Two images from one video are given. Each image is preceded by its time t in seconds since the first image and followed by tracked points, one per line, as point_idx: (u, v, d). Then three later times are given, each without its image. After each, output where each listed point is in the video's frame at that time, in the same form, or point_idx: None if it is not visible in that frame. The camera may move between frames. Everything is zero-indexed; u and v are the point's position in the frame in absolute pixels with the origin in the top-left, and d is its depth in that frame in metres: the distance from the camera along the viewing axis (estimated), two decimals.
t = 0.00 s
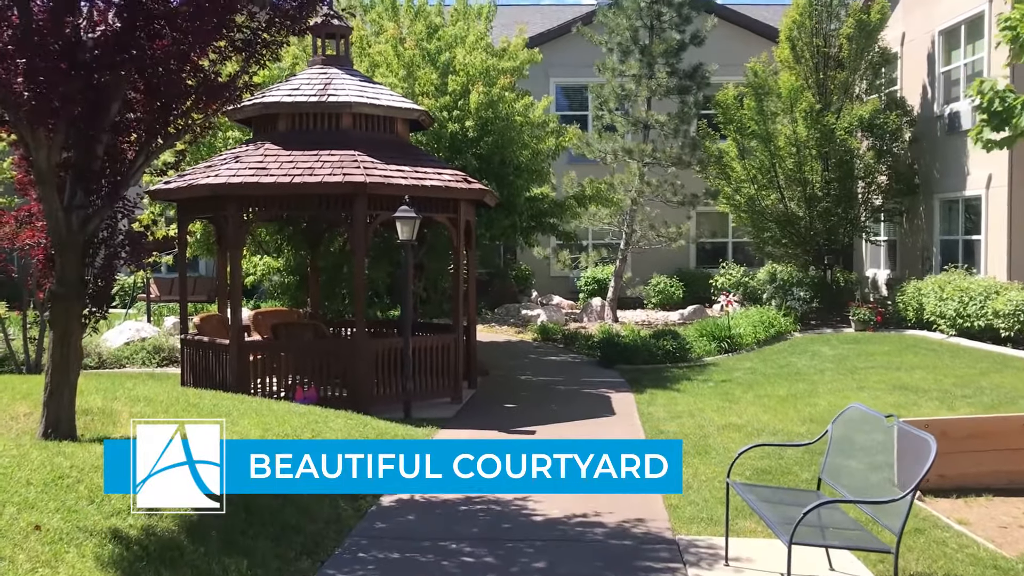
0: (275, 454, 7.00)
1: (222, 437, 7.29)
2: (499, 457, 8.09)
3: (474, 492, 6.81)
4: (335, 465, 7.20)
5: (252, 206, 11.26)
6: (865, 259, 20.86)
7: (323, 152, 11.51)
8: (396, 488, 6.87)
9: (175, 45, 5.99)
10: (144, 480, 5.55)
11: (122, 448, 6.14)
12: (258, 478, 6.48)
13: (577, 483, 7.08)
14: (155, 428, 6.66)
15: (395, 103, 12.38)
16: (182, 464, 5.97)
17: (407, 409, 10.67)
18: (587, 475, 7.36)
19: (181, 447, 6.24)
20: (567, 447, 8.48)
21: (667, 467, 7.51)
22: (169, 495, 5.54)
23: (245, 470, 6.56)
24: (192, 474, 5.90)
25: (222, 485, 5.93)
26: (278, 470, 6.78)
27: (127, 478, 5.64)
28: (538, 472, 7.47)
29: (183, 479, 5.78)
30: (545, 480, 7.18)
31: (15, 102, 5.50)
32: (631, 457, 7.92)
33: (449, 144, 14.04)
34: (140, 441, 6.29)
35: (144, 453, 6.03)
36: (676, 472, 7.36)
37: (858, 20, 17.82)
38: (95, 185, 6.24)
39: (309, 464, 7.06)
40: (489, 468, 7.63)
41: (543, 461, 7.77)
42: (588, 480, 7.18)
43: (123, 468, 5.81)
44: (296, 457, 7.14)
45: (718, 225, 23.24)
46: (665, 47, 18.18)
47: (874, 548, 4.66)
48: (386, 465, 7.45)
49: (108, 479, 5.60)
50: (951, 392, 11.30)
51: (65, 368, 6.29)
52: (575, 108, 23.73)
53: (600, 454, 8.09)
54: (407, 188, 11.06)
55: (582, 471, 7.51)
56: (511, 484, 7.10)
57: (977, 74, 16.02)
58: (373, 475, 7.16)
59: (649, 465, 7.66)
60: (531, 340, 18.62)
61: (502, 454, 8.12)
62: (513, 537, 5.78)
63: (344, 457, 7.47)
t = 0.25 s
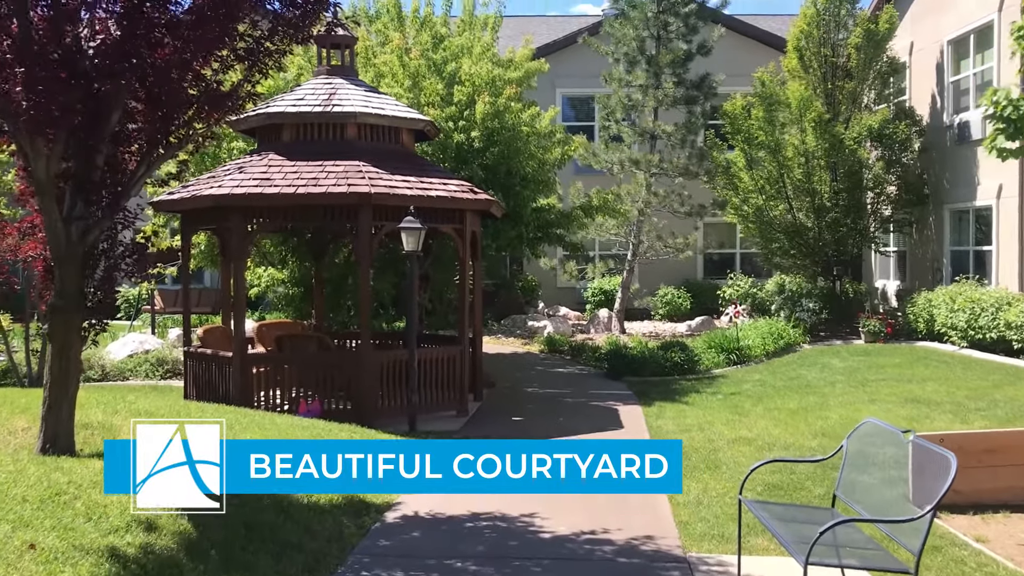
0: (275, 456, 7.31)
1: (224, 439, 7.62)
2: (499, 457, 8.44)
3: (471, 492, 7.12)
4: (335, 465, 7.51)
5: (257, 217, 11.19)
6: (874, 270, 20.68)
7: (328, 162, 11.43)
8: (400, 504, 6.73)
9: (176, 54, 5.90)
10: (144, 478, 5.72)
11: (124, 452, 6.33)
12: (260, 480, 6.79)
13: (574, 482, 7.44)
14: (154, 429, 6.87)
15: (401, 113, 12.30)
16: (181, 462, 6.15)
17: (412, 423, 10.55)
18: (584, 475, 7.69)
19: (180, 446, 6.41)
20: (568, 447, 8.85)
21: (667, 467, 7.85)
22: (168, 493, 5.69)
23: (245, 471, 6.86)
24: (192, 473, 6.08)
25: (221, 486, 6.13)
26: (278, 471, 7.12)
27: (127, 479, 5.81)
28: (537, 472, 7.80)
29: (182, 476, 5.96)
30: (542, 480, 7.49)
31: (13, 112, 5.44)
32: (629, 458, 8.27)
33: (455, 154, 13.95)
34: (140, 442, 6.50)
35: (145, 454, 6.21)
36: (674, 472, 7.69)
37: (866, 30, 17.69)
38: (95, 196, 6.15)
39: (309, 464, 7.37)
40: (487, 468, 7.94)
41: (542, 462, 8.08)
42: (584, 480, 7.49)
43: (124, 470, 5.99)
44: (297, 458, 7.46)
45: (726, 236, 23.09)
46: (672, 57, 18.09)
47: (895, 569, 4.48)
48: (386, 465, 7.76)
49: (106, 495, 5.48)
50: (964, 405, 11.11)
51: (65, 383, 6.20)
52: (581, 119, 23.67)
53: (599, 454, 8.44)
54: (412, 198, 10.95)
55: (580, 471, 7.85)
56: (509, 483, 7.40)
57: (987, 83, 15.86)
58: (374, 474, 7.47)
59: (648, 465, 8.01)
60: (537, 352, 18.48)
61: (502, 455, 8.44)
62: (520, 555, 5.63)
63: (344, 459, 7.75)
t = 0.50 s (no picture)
0: (274, 457, 7.42)
1: (224, 440, 7.74)
2: (497, 458, 8.64)
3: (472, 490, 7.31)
4: (336, 465, 7.64)
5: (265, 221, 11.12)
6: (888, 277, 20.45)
7: (336, 167, 11.34)
8: (406, 513, 6.59)
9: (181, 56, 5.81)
10: (144, 478, 5.80)
11: (124, 454, 6.39)
12: (262, 480, 6.89)
13: (574, 481, 7.68)
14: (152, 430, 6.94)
15: (410, 117, 12.21)
16: (180, 463, 6.22)
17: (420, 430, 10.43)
18: (584, 475, 7.90)
19: (179, 449, 6.50)
20: (568, 447, 9.08)
21: (666, 467, 8.08)
22: (169, 492, 5.76)
23: (244, 471, 6.97)
24: (192, 473, 6.15)
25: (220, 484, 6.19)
26: (278, 470, 7.25)
27: (128, 479, 5.89)
28: (536, 471, 8.01)
29: (182, 476, 6.03)
30: (542, 480, 7.68)
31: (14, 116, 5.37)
32: (627, 459, 8.51)
33: (465, 159, 13.85)
34: (140, 442, 6.58)
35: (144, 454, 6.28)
36: (674, 472, 7.92)
37: (880, 35, 17.50)
38: (97, 200, 6.08)
39: (309, 464, 7.50)
40: (486, 468, 8.11)
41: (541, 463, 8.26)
42: (584, 480, 7.70)
43: (124, 471, 6.07)
44: (296, 458, 7.58)
45: (738, 242, 22.90)
46: (684, 62, 17.94)
47: None
48: (386, 465, 7.91)
49: (105, 504, 5.38)
50: (982, 415, 10.89)
51: (65, 388, 6.13)
52: (593, 125, 23.54)
53: (597, 455, 8.66)
54: (421, 203, 10.84)
55: (578, 471, 8.06)
56: (508, 484, 7.57)
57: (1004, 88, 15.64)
58: (374, 474, 7.62)
59: (648, 466, 8.26)
60: (547, 358, 18.34)
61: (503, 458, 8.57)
62: (527, 568, 5.48)
63: (343, 460, 7.84)
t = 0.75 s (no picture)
0: (274, 456, 7.37)
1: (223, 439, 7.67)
2: (497, 458, 8.63)
3: (474, 490, 7.29)
4: (337, 465, 7.58)
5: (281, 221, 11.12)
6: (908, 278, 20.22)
7: (352, 166, 11.32)
8: (420, 514, 6.55)
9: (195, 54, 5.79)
10: (144, 477, 5.74)
11: (124, 453, 6.34)
12: (262, 480, 6.84)
13: (574, 481, 7.71)
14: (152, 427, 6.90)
15: (426, 116, 12.19)
16: (181, 461, 6.17)
17: (434, 430, 10.39)
18: (582, 474, 7.94)
19: (179, 445, 6.44)
20: (567, 448, 9.08)
21: (665, 467, 8.15)
22: (171, 491, 5.71)
23: (244, 472, 6.92)
24: (193, 471, 6.10)
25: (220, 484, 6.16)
26: (278, 470, 7.17)
27: (127, 479, 5.83)
28: (535, 471, 8.01)
29: (182, 474, 5.98)
30: (543, 480, 7.69)
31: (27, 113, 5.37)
32: (626, 459, 8.56)
33: (482, 158, 13.82)
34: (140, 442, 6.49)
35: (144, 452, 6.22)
36: (672, 472, 7.96)
37: (901, 34, 17.29)
38: (111, 198, 6.09)
39: (309, 464, 7.41)
40: (486, 467, 8.09)
41: (540, 463, 8.29)
42: (585, 480, 7.72)
43: (124, 471, 6.01)
44: (297, 458, 7.52)
45: (756, 242, 22.72)
46: (703, 62, 17.78)
47: None
48: (386, 464, 7.85)
49: (116, 504, 5.37)
50: (1004, 419, 10.70)
51: (77, 387, 6.14)
52: (610, 124, 23.46)
53: (596, 456, 8.69)
54: (437, 202, 10.81)
55: (578, 471, 8.09)
56: (510, 482, 7.62)
57: None
58: (375, 473, 7.58)
59: (647, 465, 8.34)
60: (563, 358, 18.27)
61: (502, 458, 8.51)
62: (539, 571, 5.41)
63: (344, 460, 7.76)
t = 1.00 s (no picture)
0: (271, 456, 7.07)
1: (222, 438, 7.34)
2: (498, 457, 8.31)
3: (480, 492, 7.03)
4: (335, 464, 7.25)
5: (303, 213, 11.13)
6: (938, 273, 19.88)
7: (375, 158, 11.28)
8: (441, 509, 6.50)
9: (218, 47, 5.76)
10: (144, 478, 5.53)
11: (119, 447, 6.19)
12: (263, 481, 6.59)
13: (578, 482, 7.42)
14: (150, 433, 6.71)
15: (450, 108, 12.13)
16: (175, 466, 6.00)
17: (456, 424, 10.35)
18: (584, 474, 7.70)
19: (171, 455, 6.23)
20: (567, 448, 8.80)
21: (664, 466, 7.88)
22: (170, 493, 5.54)
23: (241, 472, 6.63)
24: (189, 477, 5.93)
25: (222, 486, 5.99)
26: (278, 471, 6.85)
27: (126, 481, 5.62)
28: (536, 471, 7.77)
29: (183, 476, 5.82)
30: (546, 478, 7.43)
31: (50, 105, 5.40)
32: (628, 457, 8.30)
33: (505, 150, 13.75)
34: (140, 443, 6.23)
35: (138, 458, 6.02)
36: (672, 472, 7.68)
37: (932, 25, 16.94)
38: (133, 190, 6.09)
39: (309, 465, 7.04)
40: (485, 465, 7.80)
41: (538, 459, 8.03)
42: (594, 481, 7.45)
43: (120, 471, 5.80)
44: (293, 457, 7.20)
45: (783, 236, 22.46)
46: (730, 53, 17.42)
47: None
48: (385, 461, 7.48)
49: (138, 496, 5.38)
50: None
51: (100, 378, 6.18)
52: (636, 116, 23.26)
53: (598, 455, 8.39)
54: (459, 195, 10.77)
55: (579, 469, 7.83)
56: (516, 481, 7.35)
57: None
58: (371, 470, 7.24)
59: (647, 464, 8.07)
60: (587, 352, 18.17)
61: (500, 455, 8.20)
62: (559, 568, 5.33)
63: (344, 458, 7.39)
